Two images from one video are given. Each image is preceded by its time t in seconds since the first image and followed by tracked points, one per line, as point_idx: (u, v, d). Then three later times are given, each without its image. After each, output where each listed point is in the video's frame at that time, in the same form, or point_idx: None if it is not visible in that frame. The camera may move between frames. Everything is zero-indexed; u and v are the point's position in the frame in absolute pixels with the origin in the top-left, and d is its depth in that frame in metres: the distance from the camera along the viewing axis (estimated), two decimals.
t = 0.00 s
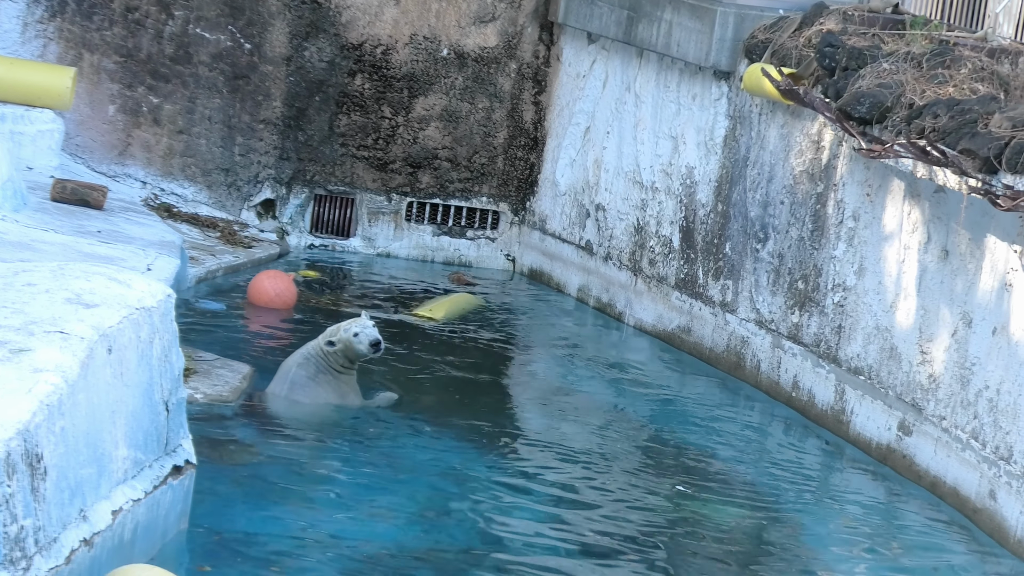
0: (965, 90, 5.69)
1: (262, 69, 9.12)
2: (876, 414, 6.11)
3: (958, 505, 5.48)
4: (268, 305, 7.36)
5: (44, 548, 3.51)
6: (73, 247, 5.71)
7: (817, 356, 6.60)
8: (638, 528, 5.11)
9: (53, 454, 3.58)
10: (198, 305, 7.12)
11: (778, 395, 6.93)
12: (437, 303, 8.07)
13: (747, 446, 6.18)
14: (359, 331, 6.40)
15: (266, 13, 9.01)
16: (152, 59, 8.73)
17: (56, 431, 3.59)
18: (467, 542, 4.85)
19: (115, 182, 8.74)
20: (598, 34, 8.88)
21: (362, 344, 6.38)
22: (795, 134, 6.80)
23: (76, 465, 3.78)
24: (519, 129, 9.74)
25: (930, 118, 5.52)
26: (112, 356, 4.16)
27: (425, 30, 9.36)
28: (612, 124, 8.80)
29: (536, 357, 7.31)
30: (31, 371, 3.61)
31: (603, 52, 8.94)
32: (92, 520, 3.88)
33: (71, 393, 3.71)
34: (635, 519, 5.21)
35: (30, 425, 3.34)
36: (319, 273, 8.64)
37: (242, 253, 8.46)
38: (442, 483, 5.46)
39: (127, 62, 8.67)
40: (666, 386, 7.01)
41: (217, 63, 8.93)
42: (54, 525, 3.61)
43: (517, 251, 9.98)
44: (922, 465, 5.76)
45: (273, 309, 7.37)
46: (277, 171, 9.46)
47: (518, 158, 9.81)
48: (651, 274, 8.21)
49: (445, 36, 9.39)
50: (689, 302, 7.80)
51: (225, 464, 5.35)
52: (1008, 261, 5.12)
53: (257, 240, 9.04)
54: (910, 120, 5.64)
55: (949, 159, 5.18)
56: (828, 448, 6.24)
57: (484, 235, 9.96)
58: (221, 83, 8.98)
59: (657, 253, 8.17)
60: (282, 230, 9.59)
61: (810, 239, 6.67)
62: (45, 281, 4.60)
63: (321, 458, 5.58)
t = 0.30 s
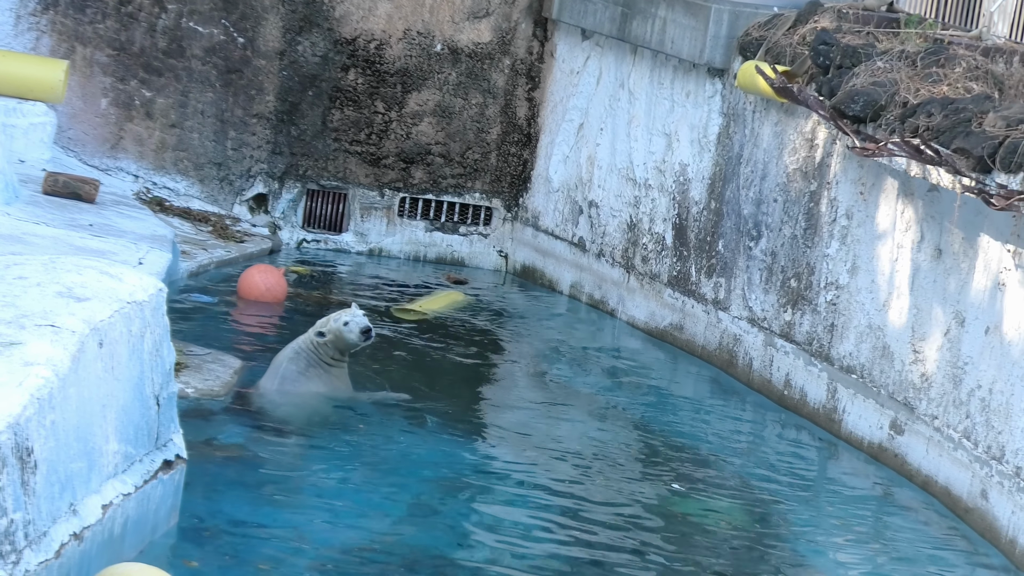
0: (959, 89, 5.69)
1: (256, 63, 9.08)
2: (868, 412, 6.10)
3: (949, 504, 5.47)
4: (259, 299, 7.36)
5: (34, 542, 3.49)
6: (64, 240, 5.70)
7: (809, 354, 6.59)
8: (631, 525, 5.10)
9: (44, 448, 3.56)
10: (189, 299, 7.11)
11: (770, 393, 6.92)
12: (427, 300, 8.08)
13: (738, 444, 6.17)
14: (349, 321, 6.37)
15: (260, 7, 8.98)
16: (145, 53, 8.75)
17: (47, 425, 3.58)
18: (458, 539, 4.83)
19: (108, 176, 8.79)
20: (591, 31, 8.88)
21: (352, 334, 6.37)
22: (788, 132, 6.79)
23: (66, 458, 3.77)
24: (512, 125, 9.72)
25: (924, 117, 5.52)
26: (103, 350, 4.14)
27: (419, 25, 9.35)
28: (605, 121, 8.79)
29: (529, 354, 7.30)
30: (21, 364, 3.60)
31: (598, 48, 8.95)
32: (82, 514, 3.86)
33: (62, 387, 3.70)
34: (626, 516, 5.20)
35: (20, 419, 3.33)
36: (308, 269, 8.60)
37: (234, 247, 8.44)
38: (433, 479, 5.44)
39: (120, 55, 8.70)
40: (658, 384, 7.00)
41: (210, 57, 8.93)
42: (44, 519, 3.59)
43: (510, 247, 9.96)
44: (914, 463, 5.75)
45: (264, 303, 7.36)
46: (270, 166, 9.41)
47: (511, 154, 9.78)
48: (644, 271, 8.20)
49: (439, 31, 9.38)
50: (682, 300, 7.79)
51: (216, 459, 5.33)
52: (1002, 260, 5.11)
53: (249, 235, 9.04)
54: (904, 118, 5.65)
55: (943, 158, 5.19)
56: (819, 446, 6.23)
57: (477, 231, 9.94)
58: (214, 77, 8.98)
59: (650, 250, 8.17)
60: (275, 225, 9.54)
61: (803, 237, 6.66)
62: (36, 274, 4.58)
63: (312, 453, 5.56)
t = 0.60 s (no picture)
0: (956, 85, 5.68)
1: (248, 56, 9.08)
2: (863, 410, 6.06)
3: (945, 502, 5.43)
4: (250, 292, 7.33)
5: (23, 537, 3.46)
6: (55, 234, 5.66)
7: (804, 351, 6.56)
8: (625, 522, 5.06)
9: (34, 443, 3.53)
10: (181, 293, 7.07)
11: (764, 390, 6.89)
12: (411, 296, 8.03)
13: (733, 441, 6.13)
14: (340, 311, 6.40)
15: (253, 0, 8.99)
16: (137, 45, 8.78)
17: (37, 420, 3.55)
18: (451, 535, 4.79)
19: (98, 169, 8.82)
20: (587, 25, 8.86)
21: (344, 324, 6.39)
22: (784, 127, 6.76)
23: (56, 454, 3.73)
24: (506, 120, 9.67)
25: (921, 113, 5.51)
26: (94, 344, 4.11)
27: (413, 19, 9.30)
28: (600, 116, 8.76)
29: (523, 351, 7.26)
30: (12, 358, 3.57)
31: (593, 43, 8.93)
32: (72, 509, 3.83)
33: (53, 381, 3.67)
34: (621, 513, 5.15)
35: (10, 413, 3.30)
36: (299, 264, 8.56)
37: (225, 242, 8.41)
38: (426, 475, 5.40)
39: (112, 47, 8.73)
40: (653, 380, 6.97)
41: (202, 49, 8.94)
42: (34, 514, 3.56)
43: (503, 243, 9.90)
44: (909, 461, 5.72)
45: (256, 296, 7.34)
46: (262, 159, 9.39)
47: (505, 148, 9.74)
48: (639, 266, 8.17)
49: (434, 24, 9.34)
50: (676, 296, 7.76)
51: (208, 454, 5.29)
52: (998, 257, 5.07)
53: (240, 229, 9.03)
54: (901, 114, 5.62)
55: (939, 155, 5.14)
56: (814, 443, 6.20)
57: (470, 226, 9.91)
58: (206, 70, 8.99)
59: (644, 245, 8.14)
60: (267, 219, 9.54)
61: (798, 233, 6.62)
62: (27, 267, 4.54)
63: (304, 449, 5.51)
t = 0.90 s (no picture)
0: (961, 77, 5.55)
1: (239, 46, 8.97)
2: (865, 408, 5.94)
3: (948, 502, 5.32)
4: (241, 287, 7.23)
5: (9, 536, 3.35)
6: (42, 227, 5.55)
7: (806, 347, 6.44)
8: (622, 521, 4.95)
9: (20, 440, 3.41)
10: (171, 289, 6.96)
11: (765, 387, 6.77)
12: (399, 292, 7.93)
13: (733, 439, 6.01)
14: (336, 304, 6.39)
15: None
16: (126, 35, 8.69)
17: (23, 416, 3.42)
18: (445, 534, 4.67)
19: (87, 160, 8.75)
20: (585, 15, 8.76)
21: (341, 316, 6.38)
22: (785, 120, 6.65)
23: (43, 451, 3.61)
24: (502, 112, 9.59)
25: (925, 105, 5.36)
26: (83, 340, 3.97)
27: (407, 9, 9.21)
28: (598, 108, 8.65)
29: (519, 348, 7.15)
30: None
31: (591, 33, 8.83)
32: (59, 507, 3.70)
33: (40, 376, 3.54)
34: (620, 512, 5.04)
35: None
36: (290, 259, 8.46)
37: (216, 235, 8.30)
38: (420, 472, 5.29)
39: (100, 37, 8.65)
40: (651, 378, 6.86)
41: (192, 39, 8.83)
42: (20, 512, 3.45)
43: (499, 237, 9.85)
44: (911, 460, 5.60)
45: (246, 291, 7.23)
46: (254, 152, 9.31)
47: (500, 141, 9.67)
48: (637, 262, 8.06)
49: (428, 14, 9.25)
50: (675, 291, 7.65)
51: (197, 451, 5.17)
52: (1003, 253, 4.96)
53: (231, 222, 8.93)
54: (903, 107, 5.51)
55: (944, 148, 5.02)
56: (815, 441, 6.08)
57: (465, 219, 9.81)
58: (196, 60, 8.88)
59: (642, 240, 8.03)
60: (259, 212, 9.45)
61: (799, 227, 6.51)
62: (13, 261, 4.39)
63: (295, 446, 5.40)
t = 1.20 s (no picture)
0: (973, 66, 5.37)
1: (229, 34, 8.85)
2: (875, 408, 5.75)
3: (961, 504, 5.13)
4: (230, 285, 7.03)
5: None
6: (25, 220, 5.36)
7: (813, 345, 6.25)
8: (624, 526, 4.75)
9: None
10: (158, 286, 6.78)
11: (771, 386, 6.58)
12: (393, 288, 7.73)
13: (739, 440, 5.82)
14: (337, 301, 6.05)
15: None
16: (112, 22, 8.54)
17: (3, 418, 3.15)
18: (440, 539, 4.47)
19: (71, 152, 8.60)
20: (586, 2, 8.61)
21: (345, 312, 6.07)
22: (792, 109, 6.46)
23: (26, 451, 3.33)
24: (501, 101, 9.48)
25: (936, 95, 5.20)
26: (67, 337, 3.64)
27: None
28: (598, 98, 8.50)
29: (518, 346, 6.96)
30: None
31: (592, 21, 8.68)
32: (42, 510, 3.44)
33: (21, 375, 3.26)
34: (622, 516, 4.84)
35: None
36: (280, 254, 8.30)
37: (204, 230, 8.16)
38: (416, 474, 5.10)
39: (85, 25, 8.49)
40: (654, 376, 6.67)
41: (180, 27, 8.71)
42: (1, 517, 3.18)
43: (496, 231, 9.70)
44: (923, 461, 5.41)
45: (236, 289, 7.04)
46: (243, 143, 9.22)
47: (499, 131, 9.56)
48: (639, 256, 7.89)
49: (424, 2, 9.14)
50: (678, 287, 7.47)
51: (183, 451, 4.98)
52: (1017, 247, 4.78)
53: (220, 217, 8.78)
54: (915, 96, 5.32)
55: (954, 138, 4.85)
56: (823, 442, 5.89)
57: (462, 213, 9.69)
58: (184, 49, 8.77)
59: (644, 234, 7.86)
60: (248, 205, 9.36)
61: (807, 221, 6.32)
62: None
63: (286, 446, 5.20)
